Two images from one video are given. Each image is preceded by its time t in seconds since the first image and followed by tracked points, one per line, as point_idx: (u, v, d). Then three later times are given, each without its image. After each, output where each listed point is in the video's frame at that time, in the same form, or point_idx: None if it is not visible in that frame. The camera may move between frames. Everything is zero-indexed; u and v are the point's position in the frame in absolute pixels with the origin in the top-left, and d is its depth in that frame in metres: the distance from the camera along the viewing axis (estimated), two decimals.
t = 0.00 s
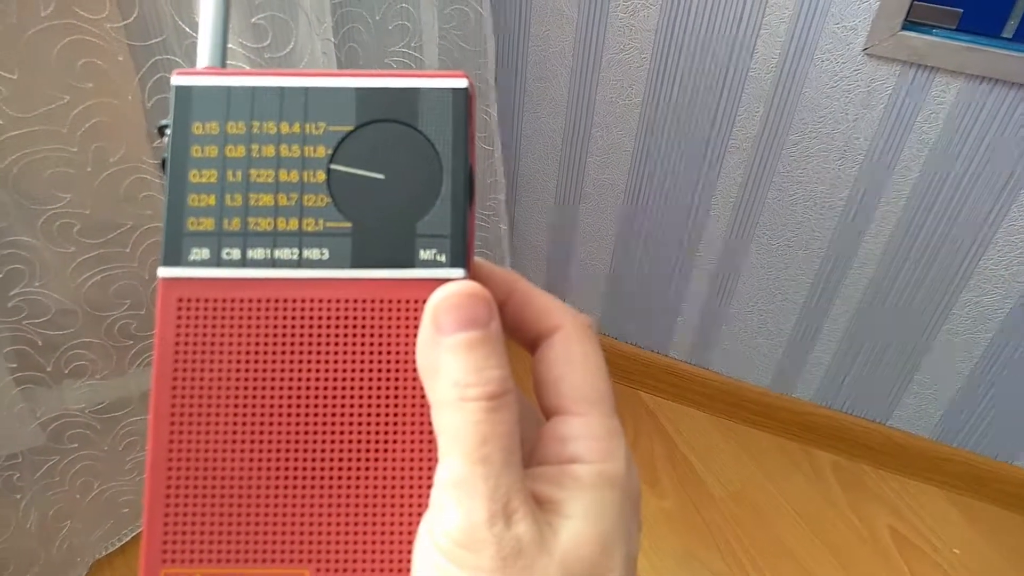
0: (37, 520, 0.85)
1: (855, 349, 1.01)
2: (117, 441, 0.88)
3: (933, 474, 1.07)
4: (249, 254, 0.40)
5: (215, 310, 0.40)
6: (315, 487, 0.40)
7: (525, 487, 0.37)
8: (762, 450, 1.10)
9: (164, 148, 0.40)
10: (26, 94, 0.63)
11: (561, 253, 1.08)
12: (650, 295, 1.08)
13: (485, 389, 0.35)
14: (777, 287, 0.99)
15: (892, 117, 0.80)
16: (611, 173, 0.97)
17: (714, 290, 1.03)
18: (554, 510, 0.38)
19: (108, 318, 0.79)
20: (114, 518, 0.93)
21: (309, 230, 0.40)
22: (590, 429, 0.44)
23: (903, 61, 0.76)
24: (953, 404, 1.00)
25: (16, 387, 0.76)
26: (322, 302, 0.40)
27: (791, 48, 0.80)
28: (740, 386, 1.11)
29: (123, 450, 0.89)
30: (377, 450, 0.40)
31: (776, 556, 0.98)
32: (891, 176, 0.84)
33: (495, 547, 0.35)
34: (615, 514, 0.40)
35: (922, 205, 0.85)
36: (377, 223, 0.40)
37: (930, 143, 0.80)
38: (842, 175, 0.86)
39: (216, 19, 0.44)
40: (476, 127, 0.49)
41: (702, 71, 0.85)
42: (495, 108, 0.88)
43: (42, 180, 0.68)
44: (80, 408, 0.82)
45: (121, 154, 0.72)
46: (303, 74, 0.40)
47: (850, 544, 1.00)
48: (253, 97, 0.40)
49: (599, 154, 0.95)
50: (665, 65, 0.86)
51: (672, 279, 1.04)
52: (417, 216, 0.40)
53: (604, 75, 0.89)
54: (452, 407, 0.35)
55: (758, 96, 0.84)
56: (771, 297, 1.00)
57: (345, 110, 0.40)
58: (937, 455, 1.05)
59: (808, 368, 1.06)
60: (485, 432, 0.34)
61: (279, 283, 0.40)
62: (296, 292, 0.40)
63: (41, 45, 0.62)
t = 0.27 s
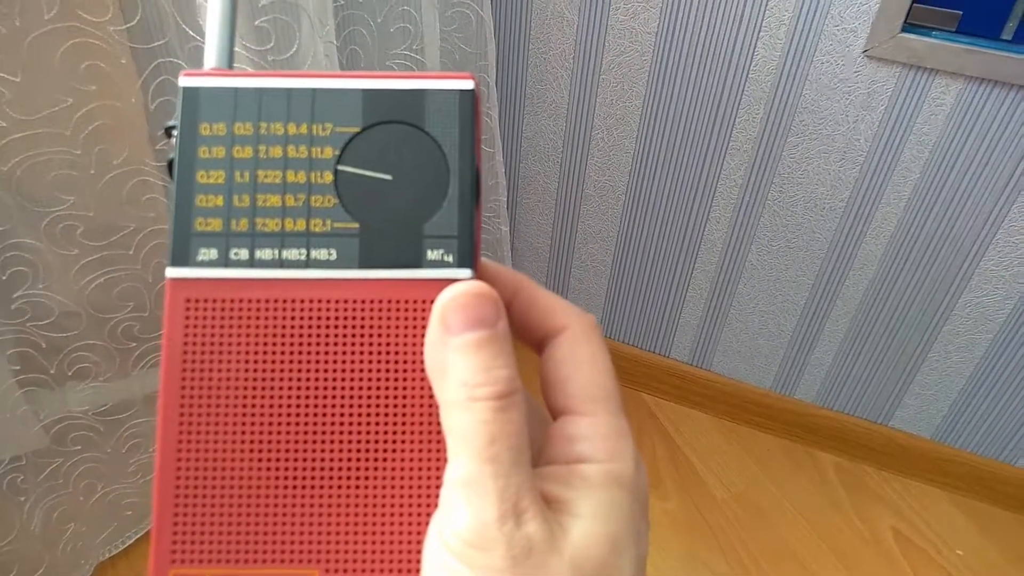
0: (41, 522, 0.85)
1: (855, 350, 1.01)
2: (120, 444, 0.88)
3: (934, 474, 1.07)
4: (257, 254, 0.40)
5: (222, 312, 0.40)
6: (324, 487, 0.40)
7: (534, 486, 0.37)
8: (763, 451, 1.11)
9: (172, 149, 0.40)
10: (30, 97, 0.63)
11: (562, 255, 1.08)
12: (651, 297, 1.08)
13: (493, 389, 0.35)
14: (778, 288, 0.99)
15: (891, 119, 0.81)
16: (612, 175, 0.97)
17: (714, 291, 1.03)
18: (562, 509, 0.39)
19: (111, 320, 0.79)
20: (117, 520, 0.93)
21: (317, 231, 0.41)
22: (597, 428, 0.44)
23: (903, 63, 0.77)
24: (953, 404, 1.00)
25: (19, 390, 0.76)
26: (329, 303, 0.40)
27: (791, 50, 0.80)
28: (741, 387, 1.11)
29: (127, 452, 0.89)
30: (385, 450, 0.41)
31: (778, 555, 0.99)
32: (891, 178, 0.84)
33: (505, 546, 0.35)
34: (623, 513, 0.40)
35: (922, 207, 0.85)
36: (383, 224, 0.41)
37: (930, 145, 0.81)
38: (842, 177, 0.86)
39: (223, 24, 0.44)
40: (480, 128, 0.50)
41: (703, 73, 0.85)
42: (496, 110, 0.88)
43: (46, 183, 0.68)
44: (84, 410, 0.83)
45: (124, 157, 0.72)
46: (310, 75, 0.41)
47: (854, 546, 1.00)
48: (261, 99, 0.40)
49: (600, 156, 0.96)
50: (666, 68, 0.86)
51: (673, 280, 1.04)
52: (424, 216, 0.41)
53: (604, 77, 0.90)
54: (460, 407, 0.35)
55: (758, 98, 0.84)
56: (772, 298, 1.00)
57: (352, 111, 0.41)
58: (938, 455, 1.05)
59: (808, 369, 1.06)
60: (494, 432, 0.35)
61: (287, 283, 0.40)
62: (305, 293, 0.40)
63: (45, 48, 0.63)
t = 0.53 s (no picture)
0: (39, 527, 0.85)
1: (853, 352, 1.01)
2: (119, 448, 0.88)
3: (931, 475, 1.07)
4: (256, 255, 0.40)
5: (222, 313, 0.40)
6: (323, 488, 0.40)
7: (534, 486, 0.37)
8: (761, 453, 1.11)
9: (171, 150, 0.40)
10: (27, 101, 0.63)
11: (560, 258, 1.08)
12: (649, 299, 1.08)
13: (493, 389, 0.35)
14: (775, 289, 0.99)
15: (888, 121, 0.81)
16: (609, 177, 0.97)
17: (712, 293, 1.04)
18: (562, 509, 0.39)
19: (109, 324, 0.79)
20: (115, 525, 0.93)
21: (316, 232, 0.41)
22: (597, 428, 0.44)
23: (900, 65, 0.77)
24: (951, 405, 1.01)
25: (17, 394, 0.76)
26: (329, 304, 0.40)
27: (788, 51, 0.81)
28: (740, 389, 1.12)
29: (125, 456, 0.89)
30: (384, 451, 0.41)
31: (777, 556, 0.99)
32: (888, 179, 0.85)
33: (505, 546, 0.35)
34: (623, 513, 0.40)
35: (919, 209, 0.85)
36: (382, 225, 0.41)
37: (926, 146, 0.81)
38: (839, 179, 0.87)
39: (221, 29, 0.44)
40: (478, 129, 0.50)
41: (700, 76, 0.85)
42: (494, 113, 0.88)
43: (44, 186, 0.68)
44: (81, 414, 0.82)
45: (121, 161, 0.72)
46: (309, 77, 0.41)
47: (853, 548, 1.00)
48: (260, 100, 0.40)
49: (598, 158, 0.96)
50: (663, 70, 0.87)
51: (671, 282, 1.05)
52: (423, 217, 0.41)
53: (601, 80, 0.90)
54: (461, 408, 0.35)
55: (755, 100, 0.85)
56: (769, 300, 1.01)
57: (351, 113, 0.41)
58: (936, 456, 1.05)
59: (806, 370, 1.06)
60: (495, 432, 0.35)
61: (287, 284, 0.40)
62: (304, 294, 0.40)
63: (44, 51, 0.62)
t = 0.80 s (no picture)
0: (43, 528, 0.85)
1: (858, 353, 1.01)
2: (122, 449, 0.88)
3: (936, 477, 1.07)
4: (262, 255, 0.40)
5: (228, 314, 0.40)
6: (331, 488, 0.40)
7: (541, 486, 0.37)
8: (765, 454, 1.11)
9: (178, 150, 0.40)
10: (32, 102, 0.63)
11: (563, 259, 1.08)
12: (652, 300, 1.08)
13: (500, 388, 0.35)
14: (779, 290, 0.99)
15: (891, 122, 0.81)
16: (613, 178, 0.97)
17: (716, 295, 1.03)
18: (569, 508, 0.39)
19: (114, 325, 0.79)
20: (119, 526, 0.92)
21: (323, 232, 0.41)
22: (603, 428, 0.44)
23: (903, 66, 0.77)
24: (955, 407, 1.00)
25: (21, 395, 0.77)
26: (336, 304, 0.41)
27: (791, 52, 0.81)
28: (743, 391, 1.11)
29: (129, 457, 0.89)
30: (391, 451, 0.41)
31: (780, 556, 0.99)
32: (892, 180, 0.85)
33: (512, 546, 0.35)
34: (630, 513, 0.40)
35: (923, 210, 0.85)
36: (388, 225, 0.41)
37: (930, 147, 0.81)
38: (842, 180, 0.87)
39: (227, 31, 0.45)
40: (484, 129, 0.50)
41: (703, 77, 0.85)
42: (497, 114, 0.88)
43: (49, 187, 0.68)
44: (85, 415, 0.82)
45: (126, 163, 0.72)
46: (315, 77, 0.41)
47: (857, 550, 1.00)
48: (266, 100, 0.40)
49: (601, 160, 0.96)
50: (667, 71, 0.87)
51: (674, 283, 1.05)
52: (429, 218, 0.41)
53: (605, 81, 0.90)
54: (467, 407, 0.35)
55: (758, 102, 0.85)
56: (772, 301, 1.01)
57: (357, 113, 0.41)
58: (940, 457, 1.05)
59: (809, 372, 1.06)
60: (501, 432, 0.35)
61: (293, 284, 0.40)
62: (311, 294, 0.40)
63: (49, 53, 0.63)
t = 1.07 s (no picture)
0: (49, 531, 0.85)
1: (862, 358, 1.01)
2: (128, 452, 0.88)
3: (940, 482, 1.07)
4: (272, 259, 0.41)
5: (237, 316, 0.41)
6: (339, 491, 0.41)
7: (548, 489, 0.37)
8: (769, 458, 1.11)
9: (188, 154, 0.41)
10: (40, 107, 0.64)
11: (567, 263, 1.09)
12: (656, 304, 1.08)
13: (508, 391, 0.35)
14: (783, 295, 0.99)
15: (895, 126, 0.81)
16: (616, 182, 0.98)
17: (720, 299, 1.04)
18: (576, 511, 0.39)
19: (120, 328, 0.79)
20: (124, 529, 0.93)
21: (332, 236, 0.41)
22: (609, 431, 0.44)
23: (907, 71, 0.77)
24: (959, 412, 1.00)
25: (27, 398, 0.77)
26: (344, 307, 0.41)
27: (795, 57, 0.81)
28: (747, 395, 1.11)
29: (134, 460, 0.89)
30: (399, 453, 0.41)
31: (784, 560, 0.99)
32: (896, 185, 0.85)
33: (520, 548, 0.35)
34: (636, 516, 0.40)
35: (927, 214, 0.85)
36: (397, 229, 0.41)
37: (934, 152, 0.81)
38: (846, 184, 0.87)
39: (236, 36, 0.45)
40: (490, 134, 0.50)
41: (706, 81, 0.86)
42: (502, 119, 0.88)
43: (57, 191, 0.69)
44: (91, 418, 0.83)
45: (133, 167, 0.72)
46: (324, 83, 0.41)
47: (862, 554, 1.00)
48: (276, 105, 0.41)
49: (605, 164, 0.96)
50: (671, 76, 0.87)
51: (678, 288, 1.05)
52: (437, 222, 0.41)
53: (609, 86, 0.90)
54: (476, 409, 0.36)
55: (761, 107, 0.85)
56: (776, 305, 1.01)
57: (366, 118, 0.41)
58: (945, 462, 1.05)
59: (813, 376, 1.06)
60: (509, 434, 0.35)
61: (303, 287, 0.41)
62: (320, 298, 0.41)
63: (58, 58, 0.63)
